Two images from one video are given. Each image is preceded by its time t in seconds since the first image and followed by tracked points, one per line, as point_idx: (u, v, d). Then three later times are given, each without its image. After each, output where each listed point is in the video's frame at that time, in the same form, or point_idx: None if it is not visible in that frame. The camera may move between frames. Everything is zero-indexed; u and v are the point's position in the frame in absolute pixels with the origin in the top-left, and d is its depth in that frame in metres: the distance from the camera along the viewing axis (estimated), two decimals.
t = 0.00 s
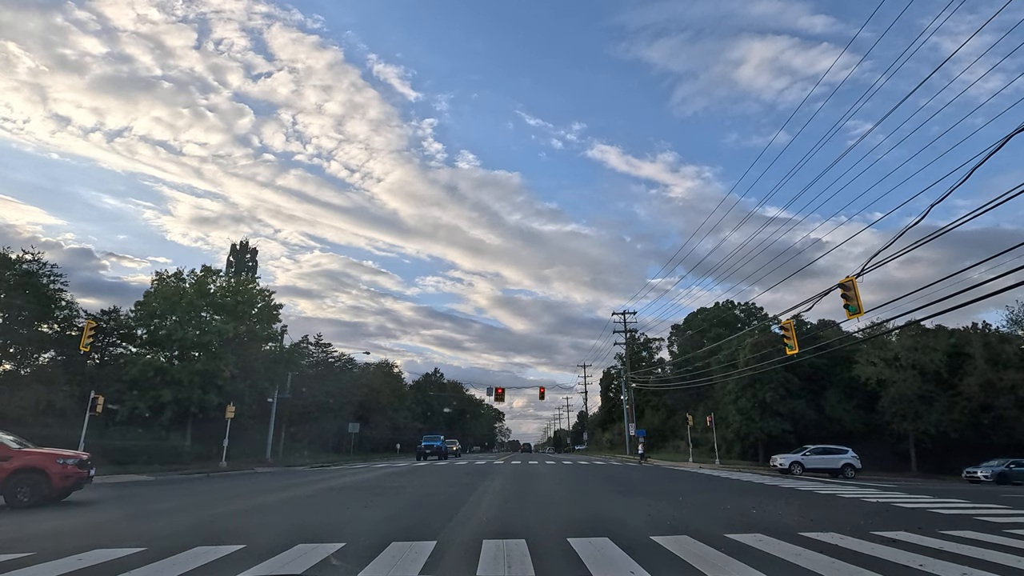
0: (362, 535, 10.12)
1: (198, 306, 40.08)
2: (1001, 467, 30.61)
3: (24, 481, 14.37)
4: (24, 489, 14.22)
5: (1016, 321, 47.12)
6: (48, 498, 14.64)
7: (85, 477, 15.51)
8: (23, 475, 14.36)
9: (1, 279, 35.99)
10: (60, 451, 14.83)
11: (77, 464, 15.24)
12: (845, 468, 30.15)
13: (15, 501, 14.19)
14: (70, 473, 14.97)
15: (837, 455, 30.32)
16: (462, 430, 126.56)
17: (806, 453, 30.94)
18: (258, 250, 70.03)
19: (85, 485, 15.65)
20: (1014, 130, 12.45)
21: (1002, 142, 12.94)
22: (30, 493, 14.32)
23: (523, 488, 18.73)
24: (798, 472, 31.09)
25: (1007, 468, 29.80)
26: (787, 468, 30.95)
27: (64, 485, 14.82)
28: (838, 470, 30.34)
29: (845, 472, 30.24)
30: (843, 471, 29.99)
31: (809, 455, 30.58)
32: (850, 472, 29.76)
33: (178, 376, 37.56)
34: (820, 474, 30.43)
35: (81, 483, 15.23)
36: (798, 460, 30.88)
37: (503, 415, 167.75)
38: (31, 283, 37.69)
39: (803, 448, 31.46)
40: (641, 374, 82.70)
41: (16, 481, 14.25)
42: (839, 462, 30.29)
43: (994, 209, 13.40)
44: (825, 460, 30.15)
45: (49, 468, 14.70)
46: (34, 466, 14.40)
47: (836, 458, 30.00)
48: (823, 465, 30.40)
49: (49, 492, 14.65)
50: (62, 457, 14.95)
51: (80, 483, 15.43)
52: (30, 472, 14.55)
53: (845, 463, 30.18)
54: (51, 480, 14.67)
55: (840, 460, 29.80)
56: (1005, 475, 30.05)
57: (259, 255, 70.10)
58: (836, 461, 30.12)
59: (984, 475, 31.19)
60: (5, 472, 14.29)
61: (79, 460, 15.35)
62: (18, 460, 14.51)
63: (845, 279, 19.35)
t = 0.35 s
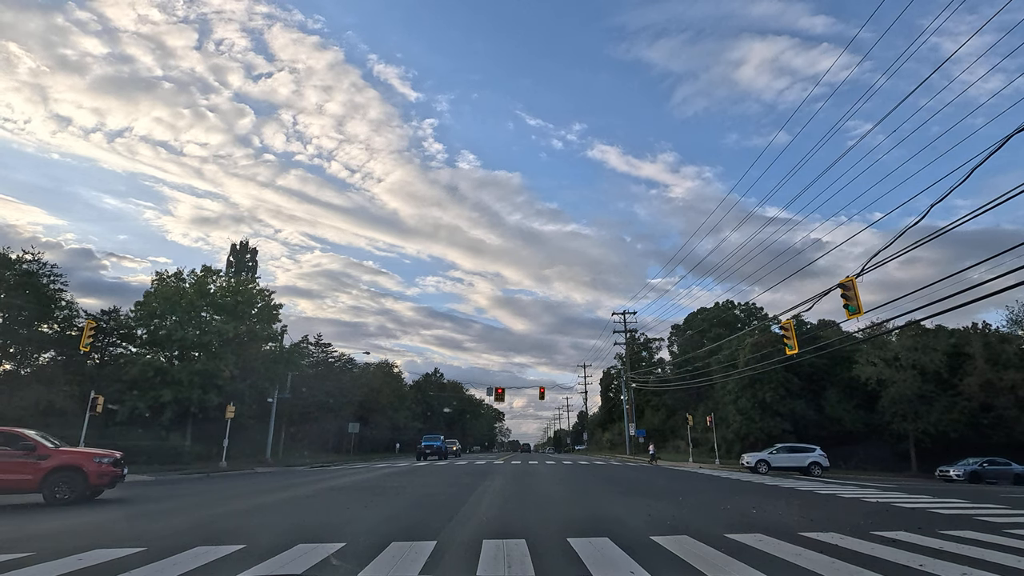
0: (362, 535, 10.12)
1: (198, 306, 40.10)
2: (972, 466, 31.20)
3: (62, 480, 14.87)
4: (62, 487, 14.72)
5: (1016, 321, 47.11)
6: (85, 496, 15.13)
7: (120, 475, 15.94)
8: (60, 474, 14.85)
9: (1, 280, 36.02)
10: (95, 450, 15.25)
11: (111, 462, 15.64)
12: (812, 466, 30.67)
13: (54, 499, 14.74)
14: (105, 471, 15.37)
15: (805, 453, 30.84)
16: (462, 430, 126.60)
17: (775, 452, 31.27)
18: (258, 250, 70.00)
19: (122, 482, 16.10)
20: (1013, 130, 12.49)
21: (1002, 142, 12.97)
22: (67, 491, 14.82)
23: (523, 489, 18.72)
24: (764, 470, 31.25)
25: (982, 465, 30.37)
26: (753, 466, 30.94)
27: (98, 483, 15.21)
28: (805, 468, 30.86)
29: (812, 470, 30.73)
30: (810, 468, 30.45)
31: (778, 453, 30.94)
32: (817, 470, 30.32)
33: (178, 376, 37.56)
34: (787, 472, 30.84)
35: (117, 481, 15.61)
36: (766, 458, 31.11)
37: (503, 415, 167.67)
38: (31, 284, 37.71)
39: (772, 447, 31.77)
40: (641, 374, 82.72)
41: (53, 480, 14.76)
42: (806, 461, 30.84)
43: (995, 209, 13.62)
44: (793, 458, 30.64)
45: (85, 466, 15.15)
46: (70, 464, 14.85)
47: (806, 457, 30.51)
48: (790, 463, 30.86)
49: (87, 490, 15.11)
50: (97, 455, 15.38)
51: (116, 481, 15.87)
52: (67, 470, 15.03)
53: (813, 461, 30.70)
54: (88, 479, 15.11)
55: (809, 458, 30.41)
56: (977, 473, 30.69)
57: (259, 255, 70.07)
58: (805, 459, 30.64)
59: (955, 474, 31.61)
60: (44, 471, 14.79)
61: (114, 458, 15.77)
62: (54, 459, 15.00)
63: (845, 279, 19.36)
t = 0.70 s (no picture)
0: (362, 535, 10.12)
1: (198, 306, 40.10)
2: (946, 464, 30.90)
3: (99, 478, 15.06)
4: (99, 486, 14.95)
5: (1015, 321, 47.10)
6: (120, 494, 15.35)
7: (153, 473, 16.16)
8: (97, 473, 15.04)
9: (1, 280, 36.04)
10: (129, 449, 15.43)
11: (144, 461, 15.84)
12: (777, 465, 30.79)
13: (91, 497, 14.96)
14: (139, 470, 15.57)
15: (770, 451, 31.04)
16: (462, 430, 126.57)
17: (740, 449, 31.68)
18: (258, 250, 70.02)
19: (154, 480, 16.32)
20: (1013, 131, 12.51)
21: (1002, 142, 12.97)
22: (104, 490, 15.04)
23: (523, 488, 18.71)
24: (729, 467, 31.69)
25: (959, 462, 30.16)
26: (718, 465, 31.59)
27: (133, 482, 15.42)
28: (771, 466, 31.04)
29: (777, 468, 30.82)
30: (774, 466, 30.66)
31: (742, 451, 31.32)
32: (780, 468, 30.45)
33: (178, 376, 37.56)
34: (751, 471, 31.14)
35: (151, 480, 15.81)
36: (730, 457, 31.62)
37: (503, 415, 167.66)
38: (31, 284, 37.73)
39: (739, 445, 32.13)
40: (641, 374, 82.72)
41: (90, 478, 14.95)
42: (771, 459, 31.03)
43: (994, 210, 13.59)
44: (757, 456, 30.94)
45: (121, 465, 15.36)
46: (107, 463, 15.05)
47: (768, 455, 30.70)
48: (754, 461, 31.18)
49: (122, 488, 15.34)
50: (132, 454, 15.59)
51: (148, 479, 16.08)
52: (102, 468, 15.21)
53: (777, 459, 30.84)
54: (123, 477, 15.31)
55: (772, 456, 30.59)
56: (952, 471, 30.38)
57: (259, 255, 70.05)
58: (769, 457, 30.86)
59: (928, 473, 31.02)
60: (80, 470, 14.96)
61: (146, 457, 15.98)
62: (90, 458, 15.15)
63: (845, 279, 19.35)
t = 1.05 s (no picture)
0: (362, 535, 10.13)
1: (198, 306, 40.12)
2: (919, 463, 30.99)
3: (134, 477, 15.51)
4: (135, 485, 15.40)
5: (1015, 321, 47.09)
6: (155, 492, 15.78)
7: (185, 472, 16.58)
8: (132, 471, 15.48)
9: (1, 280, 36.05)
10: (165, 449, 15.83)
11: (178, 460, 16.23)
12: (739, 462, 31.79)
13: (126, 496, 15.37)
14: (172, 469, 15.96)
15: (734, 450, 32.16)
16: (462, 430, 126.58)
17: (706, 448, 32.95)
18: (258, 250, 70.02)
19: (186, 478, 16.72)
20: (1014, 131, 12.51)
21: (1002, 143, 13.01)
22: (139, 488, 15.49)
23: (523, 488, 18.72)
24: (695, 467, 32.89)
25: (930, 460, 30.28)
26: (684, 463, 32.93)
27: (167, 481, 15.80)
28: (734, 465, 32.05)
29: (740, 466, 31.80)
30: (736, 463, 31.67)
31: (707, 450, 32.62)
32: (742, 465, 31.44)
33: (179, 376, 37.58)
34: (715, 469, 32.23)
35: (184, 478, 16.23)
36: (695, 455, 32.94)
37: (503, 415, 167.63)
38: (31, 284, 37.74)
39: (706, 445, 33.42)
40: (641, 374, 82.72)
41: (125, 476, 15.38)
42: (735, 457, 32.09)
43: (994, 210, 13.59)
44: (720, 454, 32.11)
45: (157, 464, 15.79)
46: (143, 463, 15.48)
47: (731, 452, 31.85)
48: (719, 460, 32.33)
49: (157, 487, 15.77)
50: (168, 453, 16.00)
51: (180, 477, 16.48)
52: (137, 467, 15.66)
53: (740, 457, 31.89)
54: (157, 476, 15.72)
55: (733, 454, 31.71)
56: (924, 470, 30.48)
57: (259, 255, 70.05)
58: (732, 455, 31.98)
59: (900, 472, 31.00)
60: (117, 469, 15.41)
61: (179, 456, 16.35)
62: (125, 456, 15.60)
63: (845, 279, 19.37)
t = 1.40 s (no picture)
0: (362, 535, 10.12)
1: (198, 306, 40.11)
2: (891, 462, 31.18)
3: (174, 475, 16.03)
4: (175, 482, 15.92)
5: (1015, 321, 47.09)
6: (191, 490, 16.32)
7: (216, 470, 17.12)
8: (172, 469, 15.99)
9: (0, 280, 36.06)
10: (202, 447, 16.46)
11: (211, 458, 16.79)
12: (702, 461, 32.32)
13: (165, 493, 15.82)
14: (207, 467, 16.52)
15: (697, 449, 32.69)
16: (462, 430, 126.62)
17: (672, 447, 33.67)
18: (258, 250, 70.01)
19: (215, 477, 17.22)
20: (1013, 130, 12.51)
21: (1002, 142, 13.00)
22: (179, 485, 16.02)
23: (523, 488, 18.72)
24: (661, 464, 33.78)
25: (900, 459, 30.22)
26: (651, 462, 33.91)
27: (203, 479, 16.32)
28: (698, 463, 32.64)
29: (703, 464, 32.33)
30: (699, 462, 32.22)
31: (672, 448, 33.37)
32: (703, 464, 32.01)
33: (179, 376, 37.59)
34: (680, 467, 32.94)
35: (216, 476, 16.79)
36: (662, 454, 33.82)
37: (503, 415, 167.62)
38: (31, 284, 37.75)
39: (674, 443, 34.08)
40: (641, 374, 82.74)
41: (165, 474, 15.88)
42: (698, 455, 32.66)
43: (994, 210, 13.59)
44: (684, 453, 32.75)
45: (195, 462, 16.34)
46: (182, 461, 16.03)
47: (693, 451, 32.42)
48: (684, 458, 33.00)
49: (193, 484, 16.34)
50: (203, 452, 16.57)
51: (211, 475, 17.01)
52: (175, 465, 16.16)
53: (703, 456, 32.40)
54: (195, 474, 16.28)
55: (695, 453, 32.29)
56: (894, 468, 30.50)
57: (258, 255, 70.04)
58: (695, 454, 32.54)
59: (872, 471, 31.45)
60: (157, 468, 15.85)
61: (212, 455, 16.90)
62: (164, 455, 16.08)
63: (845, 279, 19.37)
